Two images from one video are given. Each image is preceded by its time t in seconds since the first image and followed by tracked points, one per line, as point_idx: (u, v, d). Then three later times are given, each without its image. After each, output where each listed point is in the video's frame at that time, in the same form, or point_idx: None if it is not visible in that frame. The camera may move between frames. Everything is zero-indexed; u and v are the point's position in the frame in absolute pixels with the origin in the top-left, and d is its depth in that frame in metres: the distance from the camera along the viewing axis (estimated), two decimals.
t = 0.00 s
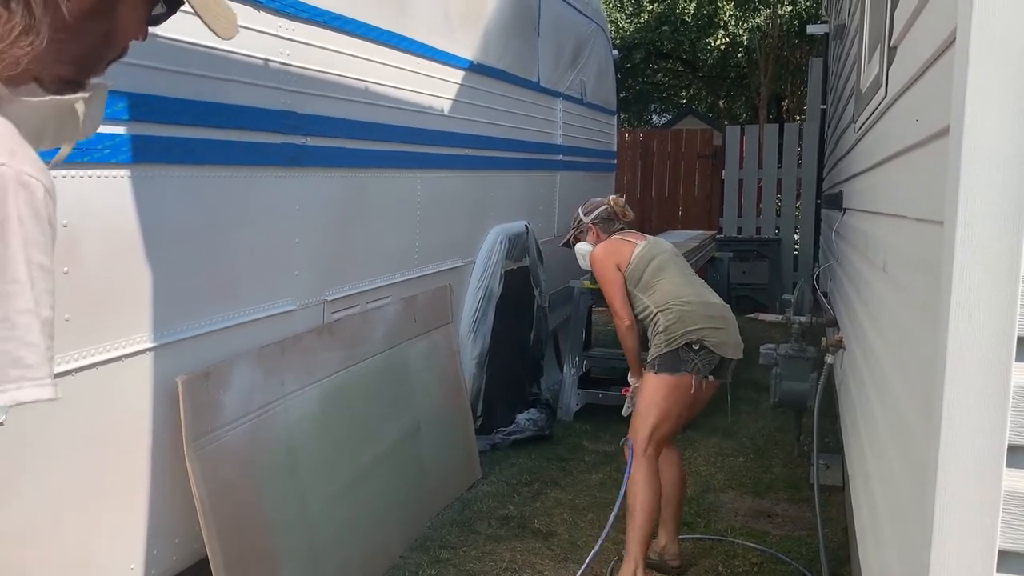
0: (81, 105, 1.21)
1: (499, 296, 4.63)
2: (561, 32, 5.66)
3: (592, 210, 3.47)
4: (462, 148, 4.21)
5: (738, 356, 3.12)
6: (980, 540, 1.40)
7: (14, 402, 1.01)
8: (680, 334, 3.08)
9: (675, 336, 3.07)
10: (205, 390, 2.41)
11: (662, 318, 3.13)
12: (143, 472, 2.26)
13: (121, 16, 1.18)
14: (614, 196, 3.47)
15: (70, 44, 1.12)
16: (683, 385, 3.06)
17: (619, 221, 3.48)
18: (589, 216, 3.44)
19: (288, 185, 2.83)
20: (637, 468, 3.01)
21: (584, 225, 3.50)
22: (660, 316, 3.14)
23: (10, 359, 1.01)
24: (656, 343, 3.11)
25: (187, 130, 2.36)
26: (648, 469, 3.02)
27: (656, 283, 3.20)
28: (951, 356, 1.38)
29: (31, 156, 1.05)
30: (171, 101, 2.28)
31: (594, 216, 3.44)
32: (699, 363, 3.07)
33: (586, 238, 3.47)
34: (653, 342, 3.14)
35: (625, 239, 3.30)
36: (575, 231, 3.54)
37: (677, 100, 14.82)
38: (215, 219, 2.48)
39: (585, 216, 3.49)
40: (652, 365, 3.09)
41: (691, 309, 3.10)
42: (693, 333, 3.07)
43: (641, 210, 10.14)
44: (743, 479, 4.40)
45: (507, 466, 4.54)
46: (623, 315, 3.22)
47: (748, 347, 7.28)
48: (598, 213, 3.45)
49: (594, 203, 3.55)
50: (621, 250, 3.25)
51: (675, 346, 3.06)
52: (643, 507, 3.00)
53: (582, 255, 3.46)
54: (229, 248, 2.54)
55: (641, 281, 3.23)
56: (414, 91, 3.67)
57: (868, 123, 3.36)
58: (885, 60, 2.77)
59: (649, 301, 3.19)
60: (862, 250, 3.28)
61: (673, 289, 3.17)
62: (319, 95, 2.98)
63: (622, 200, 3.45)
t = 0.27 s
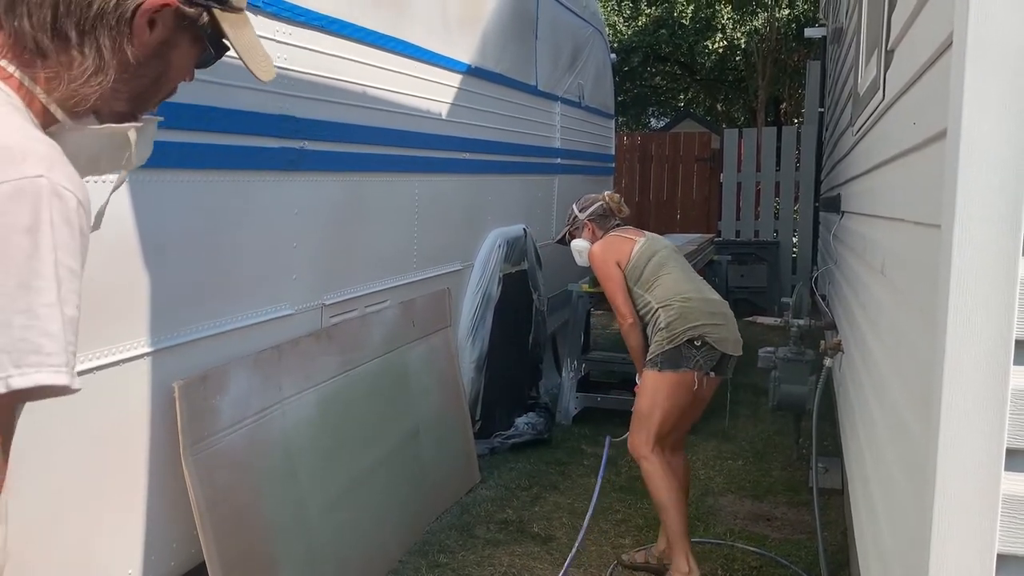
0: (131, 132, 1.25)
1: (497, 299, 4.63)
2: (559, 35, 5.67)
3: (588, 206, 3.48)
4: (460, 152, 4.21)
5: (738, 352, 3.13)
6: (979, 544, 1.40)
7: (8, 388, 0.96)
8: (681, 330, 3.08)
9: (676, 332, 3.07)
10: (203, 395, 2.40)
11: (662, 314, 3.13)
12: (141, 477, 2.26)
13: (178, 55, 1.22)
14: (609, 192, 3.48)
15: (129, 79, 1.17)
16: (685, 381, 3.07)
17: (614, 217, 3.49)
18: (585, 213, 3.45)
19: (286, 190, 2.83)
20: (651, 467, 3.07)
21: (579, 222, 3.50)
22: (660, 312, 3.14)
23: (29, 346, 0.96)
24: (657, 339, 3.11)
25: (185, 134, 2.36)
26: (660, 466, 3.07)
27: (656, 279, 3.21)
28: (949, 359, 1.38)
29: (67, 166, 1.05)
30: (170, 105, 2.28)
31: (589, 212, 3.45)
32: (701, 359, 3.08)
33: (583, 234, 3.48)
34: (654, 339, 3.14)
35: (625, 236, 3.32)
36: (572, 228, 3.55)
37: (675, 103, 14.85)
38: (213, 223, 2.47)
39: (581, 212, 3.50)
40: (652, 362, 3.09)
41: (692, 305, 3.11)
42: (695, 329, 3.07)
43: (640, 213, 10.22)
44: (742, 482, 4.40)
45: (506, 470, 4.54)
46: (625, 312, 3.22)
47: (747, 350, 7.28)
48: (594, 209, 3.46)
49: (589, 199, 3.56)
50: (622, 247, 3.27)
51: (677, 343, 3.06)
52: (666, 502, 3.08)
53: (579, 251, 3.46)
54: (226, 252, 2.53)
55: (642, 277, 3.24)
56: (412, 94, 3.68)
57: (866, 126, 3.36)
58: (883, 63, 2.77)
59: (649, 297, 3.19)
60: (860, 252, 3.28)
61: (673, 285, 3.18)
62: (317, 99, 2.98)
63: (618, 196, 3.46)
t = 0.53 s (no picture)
0: (153, 137, 1.28)
1: (496, 302, 4.63)
2: (557, 39, 5.68)
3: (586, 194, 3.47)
4: (459, 155, 4.21)
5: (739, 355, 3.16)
6: (977, 545, 1.40)
7: None
8: (686, 333, 3.09)
9: (682, 334, 3.08)
10: (202, 398, 2.40)
11: (667, 315, 3.13)
12: (139, 481, 2.25)
13: (199, 75, 1.29)
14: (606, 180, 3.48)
15: (155, 97, 1.25)
16: (689, 382, 3.10)
17: (611, 206, 3.49)
18: (584, 201, 3.43)
19: (285, 193, 2.84)
20: (669, 467, 3.08)
21: (577, 211, 3.48)
22: (665, 313, 3.14)
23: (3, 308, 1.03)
24: (663, 340, 3.12)
25: (183, 138, 2.36)
26: (678, 465, 3.09)
27: (660, 276, 3.20)
28: (946, 361, 1.38)
29: (74, 159, 1.14)
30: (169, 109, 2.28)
31: (588, 201, 3.44)
32: (705, 361, 3.11)
33: (581, 223, 3.45)
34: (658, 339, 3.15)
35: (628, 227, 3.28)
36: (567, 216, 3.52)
37: (674, 106, 14.87)
38: (211, 227, 2.48)
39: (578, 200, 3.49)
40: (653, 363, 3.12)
41: (698, 306, 3.13)
42: (700, 331, 3.09)
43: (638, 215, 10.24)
44: (741, 485, 4.40)
45: (505, 473, 4.54)
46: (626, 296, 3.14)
47: (746, 353, 7.28)
48: (592, 198, 3.45)
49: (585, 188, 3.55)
50: (625, 238, 3.23)
51: (683, 345, 3.08)
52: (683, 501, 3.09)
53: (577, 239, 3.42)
54: (225, 256, 2.54)
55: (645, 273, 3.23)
56: (411, 98, 3.68)
57: (864, 128, 3.37)
58: (880, 66, 2.77)
59: (653, 295, 3.19)
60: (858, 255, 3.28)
61: (678, 284, 3.18)
62: (316, 103, 2.99)
63: (615, 184, 3.47)
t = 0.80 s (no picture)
0: (141, 117, 1.47)
1: (496, 306, 4.63)
2: (556, 42, 5.69)
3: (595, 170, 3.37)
4: (458, 159, 4.22)
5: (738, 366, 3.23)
6: (977, 547, 1.40)
7: None
8: (697, 344, 3.09)
9: (695, 346, 3.08)
10: (201, 402, 2.40)
11: (681, 322, 3.10)
12: (140, 486, 2.26)
13: (183, 61, 1.48)
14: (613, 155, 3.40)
15: (142, 85, 1.43)
16: (690, 393, 3.12)
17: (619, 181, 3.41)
18: (595, 176, 3.33)
19: (285, 197, 2.84)
20: (667, 475, 3.07)
21: (587, 186, 3.37)
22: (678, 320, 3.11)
23: None
24: (673, 348, 3.10)
25: (183, 143, 2.37)
26: (677, 474, 3.08)
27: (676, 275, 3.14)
28: (944, 363, 1.38)
29: (40, 125, 1.27)
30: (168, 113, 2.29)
31: (599, 175, 3.34)
32: (711, 373, 3.14)
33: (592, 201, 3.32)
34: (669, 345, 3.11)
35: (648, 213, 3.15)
36: (574, 191, 3.39)
37: (673, 109, 14.88)
38: (211, 231, 2.48)
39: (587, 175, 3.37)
40: (658, 372, 3.12)
41: (709, 317, 3.13)
42: (710, 344, 3.10)
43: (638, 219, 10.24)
44: (741, 488, 4.40)
45: (506, 477, 4.54)
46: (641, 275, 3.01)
47: (746, 355, 7.27)
48: (602, 172, 3.35)
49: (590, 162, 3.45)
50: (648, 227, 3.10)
51: (695, 357, 3.08)
52: (680, 510, 3.09)
53: (590, 215, 3.28)
54: (225, 260, 2.54)
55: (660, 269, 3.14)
56: (410, 102, 3.69)
57: (862, 131, 3.37)
58: (879, 69, 2.78)
59: (666, 297, 3.14)
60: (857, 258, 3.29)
61: (691, 289, 3.14)
62: (315, 107, 2.99)
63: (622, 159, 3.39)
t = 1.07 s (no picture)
0: (128, 105, 1.49)
1: (497, 309, 4.63)
2: (556, 46, 5.70)
3: (614, 152, 3.22)
4: (459, 162, 4.23)
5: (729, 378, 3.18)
6: (978, 550, 1.40)
7: None
8: (696, 357, 3.02)
9: (694, 360, 3.01)
10: (202, 407, 2.41)
11: (681, 334, 3.02)
12: (141, 490, 2.26)
13: (162, 38, 1.47)
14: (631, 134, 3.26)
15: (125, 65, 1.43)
16: (693, 405, 3.08)
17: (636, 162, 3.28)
18: (615, 160, 3.20)
19: (285, 201, 2.85)
20: (680, 491, 3.01)
21: (606, 169, 3.22)
22: (678, 330, 3.02)
23: None
24: (672, 360, 3.02)
25: (184, 147, 2.37)
26: (689, 489, 3.03)
27: (688, 281, 3.06)
28: (944, 366, 1.39)
29: (46, 125, 1.30)
30: (169, 119, 2.30)
31: (619, 159, 3.20)
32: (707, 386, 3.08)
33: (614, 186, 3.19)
34: (667, 357, 3.03)
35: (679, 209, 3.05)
36: (591, 173, 3.26)
37: (673, 112, 14.88)
38: (212, 235, 2.48)
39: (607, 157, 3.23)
40: (659, 386, 3.05)
41: (708, 330, 3.06)
42: (709, 359, 3.05)
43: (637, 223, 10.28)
44: (742, 491, 4.40)
45: (507, 480, 4.54)
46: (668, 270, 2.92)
47: (747, 358, 7.27)
48: (621, 155, 3.21)
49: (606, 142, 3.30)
50: (678, 225, 3.00)
51: (693, 371, 3.02)
52: (691, 526, 3.03)
53: (610, 200, 3.15)
54: (226, 264, 2.54)
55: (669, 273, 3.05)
56: (410, 106, 3.69)
57: (862, 133, 3.37)
58: (878, 72, 2.79)
59: (670, 304, 3.04)
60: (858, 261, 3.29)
61: (694, 299, 3.06)
62: (316, 112, 3.00)
63: (640, 139, 3.26)
